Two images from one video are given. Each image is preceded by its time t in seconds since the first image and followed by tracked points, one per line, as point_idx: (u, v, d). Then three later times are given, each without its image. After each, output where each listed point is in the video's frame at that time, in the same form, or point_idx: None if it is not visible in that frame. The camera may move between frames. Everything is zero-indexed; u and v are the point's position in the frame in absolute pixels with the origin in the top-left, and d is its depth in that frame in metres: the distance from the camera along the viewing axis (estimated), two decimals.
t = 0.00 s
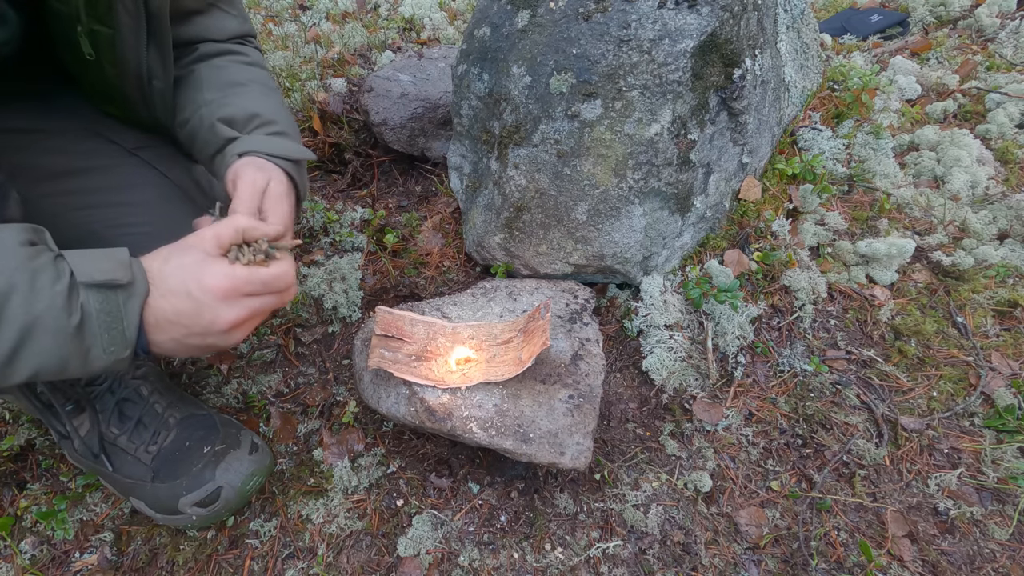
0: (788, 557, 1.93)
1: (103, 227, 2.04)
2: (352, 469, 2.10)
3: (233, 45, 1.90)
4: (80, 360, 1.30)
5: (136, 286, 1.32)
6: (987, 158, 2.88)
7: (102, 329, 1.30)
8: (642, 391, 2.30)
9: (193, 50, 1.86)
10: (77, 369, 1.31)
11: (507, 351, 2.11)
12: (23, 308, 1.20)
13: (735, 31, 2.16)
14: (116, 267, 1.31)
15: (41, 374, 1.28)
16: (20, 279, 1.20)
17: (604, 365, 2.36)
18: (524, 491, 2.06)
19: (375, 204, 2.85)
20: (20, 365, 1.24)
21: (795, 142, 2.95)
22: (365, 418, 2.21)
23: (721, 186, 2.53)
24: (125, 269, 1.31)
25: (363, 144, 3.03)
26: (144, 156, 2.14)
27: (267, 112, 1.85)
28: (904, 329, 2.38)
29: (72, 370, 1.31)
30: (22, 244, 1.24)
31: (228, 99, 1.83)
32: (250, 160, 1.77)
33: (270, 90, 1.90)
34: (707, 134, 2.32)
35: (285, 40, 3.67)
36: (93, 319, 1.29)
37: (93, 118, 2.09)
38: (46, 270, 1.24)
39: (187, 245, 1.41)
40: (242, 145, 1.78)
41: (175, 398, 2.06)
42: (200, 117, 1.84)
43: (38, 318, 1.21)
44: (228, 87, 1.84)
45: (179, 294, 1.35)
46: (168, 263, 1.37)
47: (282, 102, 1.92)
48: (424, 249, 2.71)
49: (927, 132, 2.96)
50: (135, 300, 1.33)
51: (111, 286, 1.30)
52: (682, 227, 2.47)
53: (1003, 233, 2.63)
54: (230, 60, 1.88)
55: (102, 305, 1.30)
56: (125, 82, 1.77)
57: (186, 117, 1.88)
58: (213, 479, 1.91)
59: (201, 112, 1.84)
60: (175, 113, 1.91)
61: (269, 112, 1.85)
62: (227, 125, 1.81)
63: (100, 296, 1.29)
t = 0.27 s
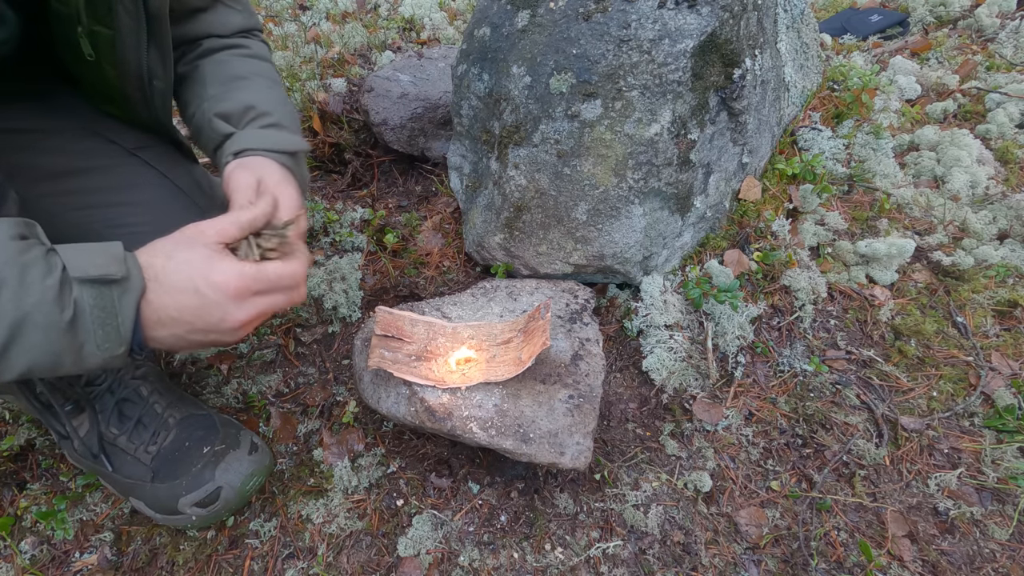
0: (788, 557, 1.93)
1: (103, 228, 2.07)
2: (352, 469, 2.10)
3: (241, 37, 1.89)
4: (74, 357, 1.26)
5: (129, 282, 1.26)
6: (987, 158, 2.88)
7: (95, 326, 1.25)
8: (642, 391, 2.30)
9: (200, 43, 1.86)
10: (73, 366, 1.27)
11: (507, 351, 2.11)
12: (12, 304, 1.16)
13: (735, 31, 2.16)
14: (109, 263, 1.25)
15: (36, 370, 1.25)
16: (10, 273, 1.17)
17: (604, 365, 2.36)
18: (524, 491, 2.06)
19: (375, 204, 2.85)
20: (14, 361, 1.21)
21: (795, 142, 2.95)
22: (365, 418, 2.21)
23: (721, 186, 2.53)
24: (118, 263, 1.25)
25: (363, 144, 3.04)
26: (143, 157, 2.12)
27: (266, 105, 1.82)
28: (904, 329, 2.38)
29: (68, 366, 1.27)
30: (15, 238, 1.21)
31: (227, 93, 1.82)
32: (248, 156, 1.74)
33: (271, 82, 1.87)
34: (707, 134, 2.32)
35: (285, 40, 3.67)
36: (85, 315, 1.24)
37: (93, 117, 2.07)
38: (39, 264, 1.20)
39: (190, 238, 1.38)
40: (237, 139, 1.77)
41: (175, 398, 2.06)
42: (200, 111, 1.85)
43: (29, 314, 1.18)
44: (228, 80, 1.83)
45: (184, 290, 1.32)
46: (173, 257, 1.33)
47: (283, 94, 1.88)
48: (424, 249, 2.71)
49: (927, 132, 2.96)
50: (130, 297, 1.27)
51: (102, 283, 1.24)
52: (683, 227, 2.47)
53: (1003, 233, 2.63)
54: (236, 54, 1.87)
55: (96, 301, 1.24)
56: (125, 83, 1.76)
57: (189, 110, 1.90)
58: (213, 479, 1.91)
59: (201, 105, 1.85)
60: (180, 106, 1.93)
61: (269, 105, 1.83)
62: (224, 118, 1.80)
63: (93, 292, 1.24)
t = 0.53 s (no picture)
0: (788, 557, 1.93)
1: (100, 227, 2.10)
2: (352, 469, 2.10)
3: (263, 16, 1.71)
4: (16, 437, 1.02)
5: (92, 369, 1.04)
6: (987, 158, 2.88)
7: (48, 407, 1.02)
8: (642, 391, 2.30)
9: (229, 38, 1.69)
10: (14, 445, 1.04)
11: (507, 351, 2.10)
12: None
13: (735, 31, 2.16)
14: (75, 344, 1.03)
15: None
16: None
17: (604, 365, 2.36)
18: (524, 491, 2.06)
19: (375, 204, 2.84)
20: None
21: (795, 143, 2.95)
22: (365, 418, 2.21)
23: (721, 186, 2.53)
24: (82, 348, 1.03)
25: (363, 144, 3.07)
26: (143, 158, 2.15)
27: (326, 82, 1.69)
28: (904, 329, 2.38)
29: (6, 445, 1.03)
30: None
31: (283, 83, 1.67)
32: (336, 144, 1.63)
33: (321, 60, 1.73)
34: (707, 134, 2.32)
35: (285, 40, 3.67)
36: (41, 394, 1.01)
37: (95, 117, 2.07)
38: None
39: (160, 315, 1.14)
40: (320, 129, 1.62)
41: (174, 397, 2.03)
42: (261, 110, 1.69)
43: None
44: (279, 70, 1.68)
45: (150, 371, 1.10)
46: (141, 339, 1.10)
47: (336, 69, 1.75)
48: (424, 249, 2.71)
49: (927, 132, 2.96)
50: (93, 380, 1.05)
51: (62, 365, 1.02)
52: (683, 227, 2.47)
53: (1003, 233, 2.63)
54: (265, 38, 1.70)
55: (53, 381, 1.02)
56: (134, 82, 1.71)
57: (248, 114, 1.73)
58: (212, 481, 1.92)
59: (259, 105, 1.69)
60: (233, 109, 1.77)
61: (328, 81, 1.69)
62: (292, 110, 1.65)
63: (53, 371, 1.01)
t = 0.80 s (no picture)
0: (788, 557, 1.93)
1: (100, 228, 2.19)
2: (352, 469, 2.10)
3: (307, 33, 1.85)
4: None
5: (24, 406, 1.24)
6: (987, 158, 2.88)
7: None
8: (642, 391, 2.30)
9: (276, 56, 1.83)
10: None
11: (507, 351, 2.10)
12: None
13: (735, 31, 2.16)
14: (13, 384, 1.24)
15: None
16: None
17: (604, 365, 2.36)
18: (524, 491, 2.06)
19: (375, 204, 2.84)
20: None
21: (795, 143, 2.95)
22: (365, 418, 2.21)
23: (721, 186, 2.53)
24: (20, 388, 1.24)
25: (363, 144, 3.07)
26: (140, 159, 2.22)
27: (377, 88, 1.78)
28: (904, 329, 2.38)
29: None
30: None
31: (334, 93, 1.77)
32: (400, 156, 1.72)
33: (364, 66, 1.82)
34: (707, 134, 2.32)
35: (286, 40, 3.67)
36: None
37: (96, 117, 2.14)
38: None
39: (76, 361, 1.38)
40: (376, 135, 1.73)
41: (173, 400, 2.04)
42: (315, 124, 1.81)
43: None
44: (326, 81, 1.79)
45: (77, 403, 1.34)
46: (63, 377, 1.33)
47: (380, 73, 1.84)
48: (424, 249, 2.70)
49: (927, 132, 2.96)
50: (19, 419, 1.24)
51: None
52: (682, 227, 2.47)
53: (1003, 233, 2.63)
54: (313, 51, 1.83)
55: None
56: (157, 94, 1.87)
57: (300, 126, 1.86)
58: (211, 485, 1.92)
59: (313, 118, 1.81)
60: (286, 120, 1.89)
61: (379, 87, 1.79)
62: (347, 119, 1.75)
63: None
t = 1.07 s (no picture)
0: (788, 557, 1.93)
1: (102, 228, 2.19)
2: (352, 469, 2.10)
3: (321, 50, 1.88)
4: None
5: (30, 403, 1.38)
6: (987, 158, 2.88)
7: None
8: (642, 391, 2.30)
9: (291, 72, 1.87)
10: None
11: (507, 351, 2.09)
12: None
13: (735, 31, 2.16)
14: (19, 383, 1.38)
15: None
16: None
17: (604, 365, 2.36)
18: (524, 491, 2.06)
19: (375, 204, 2.84)
20: None
21: (795, 143, 2.95)
22: (365, 418, 2.21)
23: (721, 186, 2.53)
24: (26, 386, 1.38)
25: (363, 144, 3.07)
26: (142, 159, 2.23)
27: (392, 113, 1.82)
28: (904, 329, 2.38)
29: None
30: None
31: (350, 116, 1.82)
32: (417, 190, 1.76)
33: (379, 90, 1.85)
34: (707, 134, 2.32)
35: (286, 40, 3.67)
36: None
37: (99, 118, 2.17)
38: None
39: (66, 361, 1.57)
40: (396, 163, 1.78)
41: (176, 403, 2.06)
42: (331, 146, 1.86)
43: None
44: (342, 102, 1.83)
45: (74, 395, 1.55)
46: (58, 372, 1.54)
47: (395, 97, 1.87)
48: (424, 249, 2.71)
49: (927, 132, 2.96)
50: (23, 415, 1.37)
51: (7, 401, 1.34)
52: (682, 227, 2.47)
53: (1003, 233, 2.63)
54: (327, 70, 1.87)
55: None
56: (164, 98, 1.87)
57: (317, 146, 1.91)
58: (215, 487, 1.91)
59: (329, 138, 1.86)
60: (303, 139, 1.95)
61: (393, 111, 1.82)
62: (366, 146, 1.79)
63: None
